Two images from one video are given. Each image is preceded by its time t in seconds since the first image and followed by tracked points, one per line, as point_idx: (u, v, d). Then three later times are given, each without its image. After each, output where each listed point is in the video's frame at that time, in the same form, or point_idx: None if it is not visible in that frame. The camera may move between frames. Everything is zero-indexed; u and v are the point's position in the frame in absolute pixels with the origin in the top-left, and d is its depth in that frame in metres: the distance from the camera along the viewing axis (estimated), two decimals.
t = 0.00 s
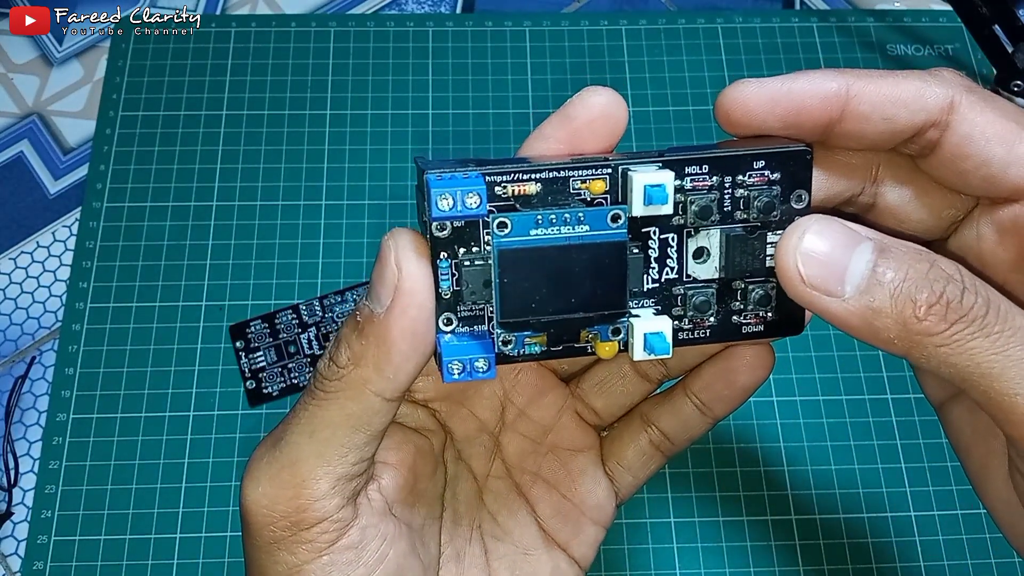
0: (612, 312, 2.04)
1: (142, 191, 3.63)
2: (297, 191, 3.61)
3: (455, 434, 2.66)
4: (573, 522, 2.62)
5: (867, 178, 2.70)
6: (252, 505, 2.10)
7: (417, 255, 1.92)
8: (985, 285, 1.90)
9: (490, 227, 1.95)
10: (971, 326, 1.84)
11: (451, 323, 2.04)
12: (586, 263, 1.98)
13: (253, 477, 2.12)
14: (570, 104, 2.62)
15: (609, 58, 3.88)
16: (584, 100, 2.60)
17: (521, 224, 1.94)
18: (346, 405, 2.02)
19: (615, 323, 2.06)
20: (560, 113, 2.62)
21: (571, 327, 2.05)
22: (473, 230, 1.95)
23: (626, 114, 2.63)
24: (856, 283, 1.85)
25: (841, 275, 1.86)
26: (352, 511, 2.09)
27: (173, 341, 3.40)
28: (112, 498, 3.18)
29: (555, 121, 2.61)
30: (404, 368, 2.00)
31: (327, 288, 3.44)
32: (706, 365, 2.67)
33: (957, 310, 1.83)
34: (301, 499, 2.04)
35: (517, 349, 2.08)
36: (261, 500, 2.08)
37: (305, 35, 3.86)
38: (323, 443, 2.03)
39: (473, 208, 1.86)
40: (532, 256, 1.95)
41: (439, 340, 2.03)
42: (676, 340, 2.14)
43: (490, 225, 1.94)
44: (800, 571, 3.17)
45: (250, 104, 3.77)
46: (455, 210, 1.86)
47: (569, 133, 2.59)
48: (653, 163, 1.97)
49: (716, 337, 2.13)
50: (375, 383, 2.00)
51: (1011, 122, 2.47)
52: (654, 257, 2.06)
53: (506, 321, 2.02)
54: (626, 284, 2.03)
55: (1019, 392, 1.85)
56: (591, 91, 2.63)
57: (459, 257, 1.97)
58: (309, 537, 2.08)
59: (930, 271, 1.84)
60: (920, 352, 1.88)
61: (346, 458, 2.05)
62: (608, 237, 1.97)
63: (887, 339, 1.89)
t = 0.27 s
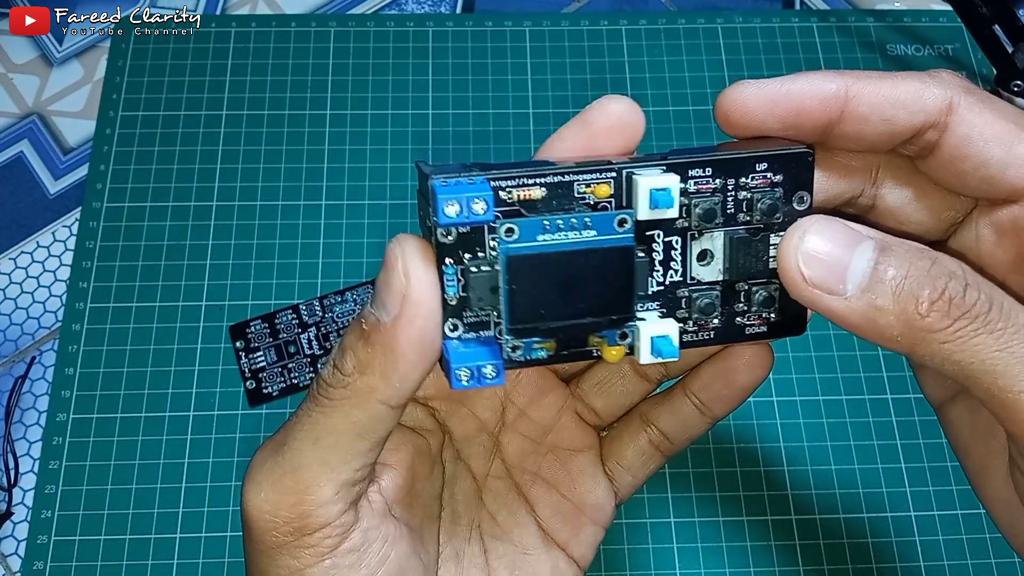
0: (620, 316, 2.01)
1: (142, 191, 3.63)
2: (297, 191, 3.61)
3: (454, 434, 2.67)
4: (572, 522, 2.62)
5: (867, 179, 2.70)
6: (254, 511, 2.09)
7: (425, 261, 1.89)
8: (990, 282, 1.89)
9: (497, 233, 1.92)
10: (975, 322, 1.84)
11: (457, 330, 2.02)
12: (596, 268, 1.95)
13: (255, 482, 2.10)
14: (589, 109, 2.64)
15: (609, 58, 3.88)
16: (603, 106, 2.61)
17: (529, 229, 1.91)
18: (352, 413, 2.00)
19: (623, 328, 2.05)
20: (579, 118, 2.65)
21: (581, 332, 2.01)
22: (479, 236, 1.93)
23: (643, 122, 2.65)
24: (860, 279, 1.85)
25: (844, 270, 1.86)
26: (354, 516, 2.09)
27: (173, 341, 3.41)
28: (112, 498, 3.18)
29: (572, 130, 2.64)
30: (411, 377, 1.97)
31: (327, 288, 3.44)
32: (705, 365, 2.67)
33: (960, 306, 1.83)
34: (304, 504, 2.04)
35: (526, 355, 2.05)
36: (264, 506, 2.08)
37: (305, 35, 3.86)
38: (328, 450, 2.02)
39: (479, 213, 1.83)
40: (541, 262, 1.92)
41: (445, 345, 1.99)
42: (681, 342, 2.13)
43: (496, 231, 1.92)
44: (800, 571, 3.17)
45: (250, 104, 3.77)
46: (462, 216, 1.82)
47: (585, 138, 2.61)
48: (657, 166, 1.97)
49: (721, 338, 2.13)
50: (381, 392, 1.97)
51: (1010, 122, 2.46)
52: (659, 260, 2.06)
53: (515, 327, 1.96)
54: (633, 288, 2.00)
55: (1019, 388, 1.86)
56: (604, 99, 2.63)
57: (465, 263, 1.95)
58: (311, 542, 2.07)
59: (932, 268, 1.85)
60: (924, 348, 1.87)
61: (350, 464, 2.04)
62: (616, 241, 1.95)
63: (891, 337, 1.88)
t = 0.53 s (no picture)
0: (645, 323, 1.95)
1: (142, 191, 3.63)
2: (297, 191, 3.61)
3: (460, 437, 2.68)
4: (576, 524, 2.62)
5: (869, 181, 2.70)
6: (265, 512, 2.08)
7: (448, 269, 1.88)
8: None
9: (521, 242, 1.90)
10: (1002, 272, 1.76)
11: (478, 336, 2.00)
12: (620, 275, 1.91)
13: (268, 482, 2.10)
14: (610, 119, 2.67)
15: (609, 58, 3.88)
16: (624, 116, 2.64)
17: (554, 237, 1.89)
18: (369, 416, 2.01)
19: (645, 334, 2.04)
20: (600, 127, 2.66)
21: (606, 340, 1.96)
22: (500, 244, 1.91)
23: (662, 133, 2.70)
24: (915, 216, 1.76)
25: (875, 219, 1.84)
26: (365, 520, 2.09)
27: (173, 341, 3.40)
28: (112, 498, 3.18)
29: (592, 138, 2.65)
30: (429, 381, 1.98)
31: (326, 288, 3.44)
32: (712, 367, 2.66)
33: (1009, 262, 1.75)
34: (317, 507, 2.04)
35: (550, 360, 2.05)
36: (276, 506, 2.07)
37: (305, 35, 3.86)
38: (343, 452, 2.03)
39: (503, 222, 1.79)
40: (564, 271, 1.88)
41: (466, 352, 1.97)
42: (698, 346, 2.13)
43: (520, 239, 1.90)
44: (800, 571, 3.17)
45: (250, 104, 3.77)
46: (487, 225, 1.78)
47: (610, 145, 2.62)
48: (676, 172, 1.94)
49: (737, 342, 2.13)
50: (399, 396, 1.99)
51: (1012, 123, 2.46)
52: (677, 265, 2.04)
53: (539, 336, 1.93)
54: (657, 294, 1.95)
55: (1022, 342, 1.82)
56: (625, 110, 2.66)
57: (486, 271, 1.93)
58: (321, 544, 2.07)
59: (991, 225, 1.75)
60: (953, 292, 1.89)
61: (364, 467, 2.05)
62: (639, 248, 1.93)
63: (929, 276, 1.82)
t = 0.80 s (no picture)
0: (647, 321, 1.99)
1: (142, 191, 3.63)
2: (297, 191, 3.62)
3: (459, 436, 2.67)
4: (576, 523, 2.63)
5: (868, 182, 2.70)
6: (267, 513, 2.09)
7: (452, 270, 1.87)
8: None
9: (525, 241, 1.91)
10: (913, 296, 1.56)
11: (480, 335, 2.01)
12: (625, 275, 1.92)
13: (271, 483, 2.10)
14: (608, 117, 2.68)
15: (609, 58, 3.88)
16: (622, 113, 2.66)
17: (558, 236, 1.89)
18: (372, 416, 2.01)
19: (647, 333, 2.05)
20: (599, 125, 2.68)
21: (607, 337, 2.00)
22: (503, 243, 1.91)
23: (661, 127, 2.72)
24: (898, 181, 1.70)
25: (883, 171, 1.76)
26: (367, 520, 2.09)
27: (172, 341, 3.41)
28: (112, 498, 3.18)
29: (591, 134, 2.66)
30: (432, 382, 1.98)
31: (326, 288, 3.44)
32: (710, 364, 2.67)
33: (912, 285, 1.54)
34: (319, 507, 2.04)
35: (553, 360, 2.06)
36: (278, 508, 2.08)
37: (305, 35, 3.86)
38: (345, 452, 2.03)
39: (507, 221, 1.78)
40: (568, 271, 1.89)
41: (471, 351, 1.99)
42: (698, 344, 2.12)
43: (524, 238, 1.90)
44: (800, 571, 3.17)
45: (250, 104, 3.77)
46: (490, 224, 1.77)
47: (611, 142, 2.64)
48: (678, 170, 1.93)
49: (738, 339, 2.13)
50: (402, 396, 1.99)
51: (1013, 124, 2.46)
52: (679, 263, 2.03)
53: (543, 335, 1.97)
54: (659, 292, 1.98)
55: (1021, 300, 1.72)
56: (624, 107, 2.68)
57: (490, 270, 1.94)
58: (324, 545, 2.07)
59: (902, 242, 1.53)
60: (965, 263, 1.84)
61: (367, 467, 2.05)
62: (644, 248, 1.93)
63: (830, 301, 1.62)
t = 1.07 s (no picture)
0: (630, 310, 1.99)
1: (142, 191, 3.63)
2: (297, 191, 3.61)
3: (446, 425, 2.65)
4: (566, 511, 2.63)
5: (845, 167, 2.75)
6: (253, 497, 2.09)
7: (437, 258, 1.89)
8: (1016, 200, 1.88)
9: (506, 232, 1.90)
10: (902, 280, 1.54)
11: (466, 323, 2.01)
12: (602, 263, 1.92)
13: (257, 467, 2.11)
14: (590, 106, 2.69)
15: (609, 58, 3.88)
16: (603, 103, 2.67)
17: (539, 228, 1.89)
18: (358, 401, 2.02)
19: (629, 320, 2.05)
20: (581, 114, 2.69)
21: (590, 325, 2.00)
22: (486, 234, 1.91)
23: (642, 116, 2.72)
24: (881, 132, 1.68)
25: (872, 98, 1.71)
26: (351, 506, 2.10)
27: (173, 341, 3.40)
28: (113, 498, 3.18)
29: (573, 125, 2.66)
30: (417, 368, 1.99)
31: (327, 288, 3.44)
32: (696, 354, 2.69)
33: (905, 268, 1.54)
34: (303, 491, 2.04)
35: (535, 347, 2.06)
36: (263, 492, 2.08)
37: (305, 35, 3.86)
38: (331, 437, 2.04)
39: (490, 213, 1.79)
40: (551, 262, 1.89)
41: (455, 339, 1.98)
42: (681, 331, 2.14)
43: (507, 230, 1.90)
44: (800, 571, 3.18)
45: (251, 104, 3.77)
46: (473, 216, 1.79)
47: (592, 133, 2.64)
48: (659, 162, 1.94)
49: (719, 327, 2.15)
50: (388, 381, 2.00)
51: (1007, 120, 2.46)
52: (660, 253, 2.04)
53: (525, 324, 1.97)
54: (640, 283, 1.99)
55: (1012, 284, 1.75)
56: (604, 97, 2.69)
57: (474, 260, 1.93)
58: (309, 530, 2.07)
59: (875, 227, 1.51)
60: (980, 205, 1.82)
61: (352, 453, 2.06)
62: (625, 239, 1.93)
63: (819, 295, 1.59)
